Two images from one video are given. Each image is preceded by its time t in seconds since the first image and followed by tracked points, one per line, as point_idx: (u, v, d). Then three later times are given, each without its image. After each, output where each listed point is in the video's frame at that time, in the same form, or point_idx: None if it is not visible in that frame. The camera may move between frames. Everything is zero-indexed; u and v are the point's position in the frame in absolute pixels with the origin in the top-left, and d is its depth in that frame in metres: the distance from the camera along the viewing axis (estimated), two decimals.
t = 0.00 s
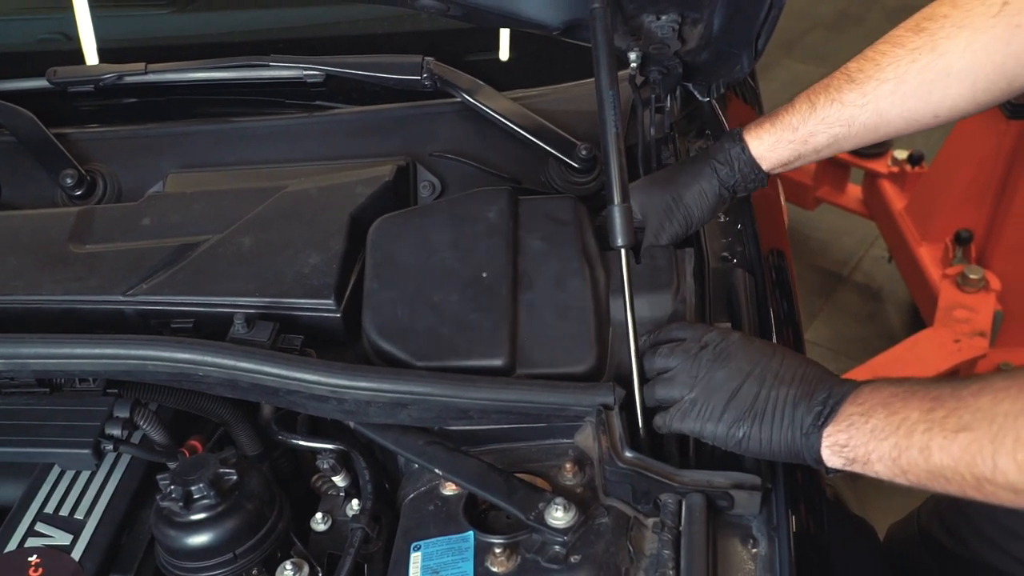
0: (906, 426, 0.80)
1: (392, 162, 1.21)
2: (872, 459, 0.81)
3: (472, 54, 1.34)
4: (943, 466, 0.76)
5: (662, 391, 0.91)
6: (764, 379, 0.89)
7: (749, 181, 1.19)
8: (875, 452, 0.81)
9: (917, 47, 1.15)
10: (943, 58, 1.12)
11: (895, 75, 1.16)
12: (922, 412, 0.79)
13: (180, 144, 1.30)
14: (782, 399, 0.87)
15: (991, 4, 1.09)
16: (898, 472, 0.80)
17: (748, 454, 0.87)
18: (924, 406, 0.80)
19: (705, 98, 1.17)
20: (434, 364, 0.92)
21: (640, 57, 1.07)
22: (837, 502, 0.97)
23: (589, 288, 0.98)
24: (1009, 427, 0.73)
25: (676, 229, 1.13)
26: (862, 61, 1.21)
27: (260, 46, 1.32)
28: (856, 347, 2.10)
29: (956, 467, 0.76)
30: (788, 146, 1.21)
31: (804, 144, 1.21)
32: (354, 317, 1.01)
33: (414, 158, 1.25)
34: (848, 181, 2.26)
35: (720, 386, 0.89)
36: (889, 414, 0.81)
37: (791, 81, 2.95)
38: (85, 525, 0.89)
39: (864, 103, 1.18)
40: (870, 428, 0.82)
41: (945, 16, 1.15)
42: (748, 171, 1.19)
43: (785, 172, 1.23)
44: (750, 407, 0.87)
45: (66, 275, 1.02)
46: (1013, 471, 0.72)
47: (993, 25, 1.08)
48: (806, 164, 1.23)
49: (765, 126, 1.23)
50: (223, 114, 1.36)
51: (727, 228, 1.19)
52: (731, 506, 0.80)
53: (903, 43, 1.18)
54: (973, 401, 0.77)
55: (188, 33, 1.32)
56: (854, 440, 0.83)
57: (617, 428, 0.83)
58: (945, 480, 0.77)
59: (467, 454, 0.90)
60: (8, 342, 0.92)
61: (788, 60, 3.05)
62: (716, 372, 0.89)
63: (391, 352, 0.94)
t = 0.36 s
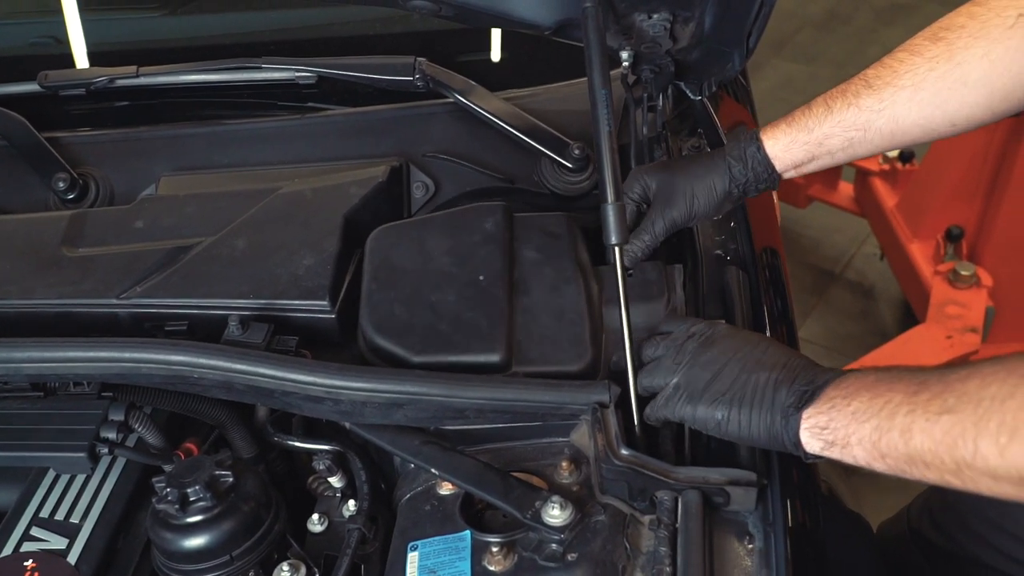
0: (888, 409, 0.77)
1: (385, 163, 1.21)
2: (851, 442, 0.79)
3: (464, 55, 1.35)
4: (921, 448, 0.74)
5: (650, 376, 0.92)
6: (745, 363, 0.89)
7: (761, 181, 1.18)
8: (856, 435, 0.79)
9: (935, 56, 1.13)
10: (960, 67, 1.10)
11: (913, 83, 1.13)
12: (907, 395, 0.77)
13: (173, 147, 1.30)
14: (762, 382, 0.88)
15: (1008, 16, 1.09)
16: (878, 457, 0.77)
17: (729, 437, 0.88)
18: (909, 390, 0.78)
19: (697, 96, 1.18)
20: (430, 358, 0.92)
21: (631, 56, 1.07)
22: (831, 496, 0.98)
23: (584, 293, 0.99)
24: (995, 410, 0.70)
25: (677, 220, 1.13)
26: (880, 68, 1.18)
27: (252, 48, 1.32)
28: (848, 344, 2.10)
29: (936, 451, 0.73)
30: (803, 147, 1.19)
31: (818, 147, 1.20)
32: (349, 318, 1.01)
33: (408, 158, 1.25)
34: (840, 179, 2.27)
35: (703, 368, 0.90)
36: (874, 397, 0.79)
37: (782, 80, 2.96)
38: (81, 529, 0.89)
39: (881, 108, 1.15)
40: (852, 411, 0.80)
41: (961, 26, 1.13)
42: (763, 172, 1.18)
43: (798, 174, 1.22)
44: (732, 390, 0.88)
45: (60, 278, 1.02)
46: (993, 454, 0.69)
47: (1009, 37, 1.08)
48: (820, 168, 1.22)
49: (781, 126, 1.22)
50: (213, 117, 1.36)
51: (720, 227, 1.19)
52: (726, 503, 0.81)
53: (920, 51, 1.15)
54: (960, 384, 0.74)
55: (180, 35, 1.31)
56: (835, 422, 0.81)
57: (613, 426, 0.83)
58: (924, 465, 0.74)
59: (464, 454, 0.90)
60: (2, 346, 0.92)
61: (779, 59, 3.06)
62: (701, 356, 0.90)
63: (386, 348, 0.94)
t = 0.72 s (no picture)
0: (833, 332, 0.82)
1: (379, 164, 1.21)
2: (802, 363, 0.83)
3: (457, 55, 1.35)
4: (858, 371, 0.78)
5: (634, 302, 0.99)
6: (712, 292, 0.95)
7: (750, 168, 1.20)
8: (804, 356, 0.83)
9: (924, 40, 1.10)
10: (950, 52, 1.08)
11: (902, 67, 1.12)
12: (851, 320, 0.82)
13: (166, 149, 1.29)
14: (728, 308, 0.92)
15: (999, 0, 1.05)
16: (824, 379, 0.82)
17: (694, 360, 0.94)
18: (856, 315, 0.82)
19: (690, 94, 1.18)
20: (426, 354, 0.92)
21: (625, 54, 1.07)
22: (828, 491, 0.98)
23: (579, 292, 0.99)
24: (923, 334, 0.74)
25: (667, 211, 1.16)
26: (871, 53, 1.17)
27: (245, 49, 1.31)
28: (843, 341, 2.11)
29: (869, 374, 0.77)
30: (793, 134, 1.21)
31: (808, 134, 1.20)
32: (345, 319, 1.00)
33: (402, 158, 1.24)
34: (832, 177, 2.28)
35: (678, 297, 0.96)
36: (822, 320, 0.84)
37: (773, 79, 2.97)
38: (77, 532, 0.88)
39: (870, 94, 1.14)
40: (803, 334, 0.84)
41: (952, 11, 1.10)
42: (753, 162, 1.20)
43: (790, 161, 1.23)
44: (698, 314, 0.93)
45: (53, 281, 1.01)
46: (919, 377, 0.73)
47: (998, 21, 1.04)
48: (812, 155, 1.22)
49: (771, 113, 1.24)
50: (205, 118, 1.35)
51: (715, 224, 1.19)
52: (724, 499, 0.81)
53: (910, 36, 1.13)
54: (899, 311, 0.78)
55: (172, 37, 1.31)
56: (789, 344, 0.86)
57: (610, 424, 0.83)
58: (862, 389, 0.78)
59: (461, 453, 0.90)
60: None
61: (770, 58, 3.07)
62: (675, 287, 0.97)
63: (383, 345, 0.94)
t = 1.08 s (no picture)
0: (830, 319, 0.85)
1: (378, 165, 1.21)
2: (799, 354, 0.86)
3: (455, 55, 1.34)
4: (849, 355, 0.81)
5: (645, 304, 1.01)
6: (718, 293, 0.98)
7: (757, 183, 1.19)
8: (800, 347, 0.86)
9: (929, 49, 1.11)
10: (955, 59, 1.08)
11: (907, 76, 1.12)
12: (848, 307, 0.85)
13: (165, 150, 1.29)
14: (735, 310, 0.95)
15: (1002, 5, 1.06)
16: (818, 369, 0.84)
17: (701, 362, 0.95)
18: (852, 304, 0.85)
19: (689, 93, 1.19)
20: (431, 349, 0.92)
21: (624, 54, 1.07)
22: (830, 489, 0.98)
23: (581, 293, 0.99)
24: (907, 311, 0.77)
25: (669, 216, 1.15)
26: (875, 64, 1.17)
27: (243, 51, 1.31)
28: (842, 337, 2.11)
29: (859, 355, 0.80)
30: (799, 147, 1.21)
31: (814, 146, 1.21)
32: (345, 319, 1.00)
33: (401, 159, 1.24)
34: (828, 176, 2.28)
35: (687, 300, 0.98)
36: (821, 310, 0.87)
37: (769, 78, 2.97)
38: (79, 535, 0.88)
39: (875, 104, 1.15)
40: (802, 326, 0.88)
41: (955, 18, 1.11)
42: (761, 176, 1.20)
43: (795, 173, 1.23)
44: (704, 315, 0.95)
45: (53, 284, 1.01)
46: (904, 351, 0.75)
47: (1002, 26, 1.05)
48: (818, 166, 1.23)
49: (777, 126, 1.24)
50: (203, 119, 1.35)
51: (714, 224, 1.20)
52: (727, 498, 0.81)
53: (914, 44, 1.14)
54: (889, 294, 0.82)
55: (170, 39, 1.31)
56: (787, 337, 0.88)
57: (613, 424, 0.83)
58: (853, 372, 0.81)
59: (463, 453, 0.90)
60: None
61: (765, 58, 3.08)
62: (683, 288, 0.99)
63: (388, 339, 0.93)
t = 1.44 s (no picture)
0: (856, 366, 0.81)
1: (381, 163, 1.21)
2: (826, 397, 0.82)
3: (457, 52, 1.34)
4: (882, 405, 0.78)
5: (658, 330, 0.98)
6: (735, 324, 0.94)
7: (787, 219, 1.13)
8: (828, 391, 0.82)
9: (972, 71, 1.09)
10: (1000, 82, 1.07)
11: (953, 101, 1.10)
12: (873, 352, 0.81)
13: (167, 149, 1.29)
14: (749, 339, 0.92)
15: None
16: (849, 412, 0.81)
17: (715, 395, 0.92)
18: (874, 347, 0.81)
19: (691, 90, 1.18)
20: (437, 342, 0.92)
21: (627, 50, 1.07)
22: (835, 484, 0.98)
23: (586, 290, 0.99)
24: (943, 365, 0.74)
25: (685, 245, 1.09)
26: (913, 88, 1.13)
27: (244, 50, 1.31)
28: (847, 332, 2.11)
29: (895, 408, 0.77)
30: (843, 179, 1.15)
31: (858, 178, 1.15)
32: (349, 317, 1.00)
33: (403, 157, 1.24)
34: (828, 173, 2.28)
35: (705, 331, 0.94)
36: (845, 353, 0.83)
37: (770, 74, 2.97)
38: (85, 534, 0.88)
39: (921, 131, 1.11)
40: (826, 368, 0.83)
41: (995, 37, 1.09)
42: (794, 214, 1.14)
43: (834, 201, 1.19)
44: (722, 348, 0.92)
45: (57, 283, 1.01)
46: (947, 406, 0.73)
47: None
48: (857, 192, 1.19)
49: (817, 159, 1.17)
50: (204, 119, 1.34)
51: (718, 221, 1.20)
52: (734, 493, 0.80)
53: (953, 67, 1.11)
54: (917, 340, 0.78)
55: (171, 37, 1.30)
56: (811, 379, 0.84)
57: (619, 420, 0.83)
58: (889, 421, 0.78)
59: (468, 450, 0.90)
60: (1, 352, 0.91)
61: (764, 55, 3.07)
62: (699, 316, 0.95)
63: (394, 334, 0.94)
